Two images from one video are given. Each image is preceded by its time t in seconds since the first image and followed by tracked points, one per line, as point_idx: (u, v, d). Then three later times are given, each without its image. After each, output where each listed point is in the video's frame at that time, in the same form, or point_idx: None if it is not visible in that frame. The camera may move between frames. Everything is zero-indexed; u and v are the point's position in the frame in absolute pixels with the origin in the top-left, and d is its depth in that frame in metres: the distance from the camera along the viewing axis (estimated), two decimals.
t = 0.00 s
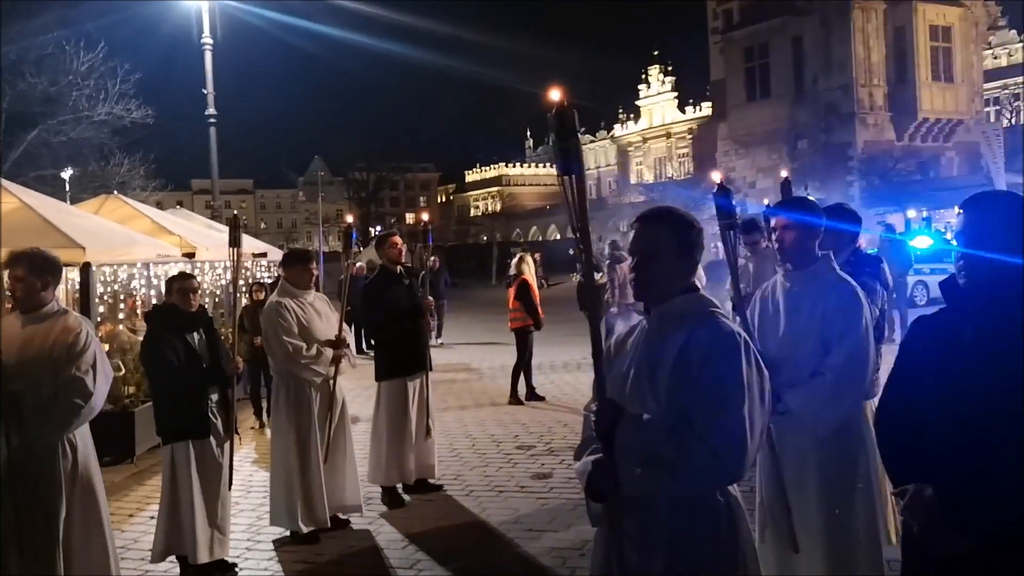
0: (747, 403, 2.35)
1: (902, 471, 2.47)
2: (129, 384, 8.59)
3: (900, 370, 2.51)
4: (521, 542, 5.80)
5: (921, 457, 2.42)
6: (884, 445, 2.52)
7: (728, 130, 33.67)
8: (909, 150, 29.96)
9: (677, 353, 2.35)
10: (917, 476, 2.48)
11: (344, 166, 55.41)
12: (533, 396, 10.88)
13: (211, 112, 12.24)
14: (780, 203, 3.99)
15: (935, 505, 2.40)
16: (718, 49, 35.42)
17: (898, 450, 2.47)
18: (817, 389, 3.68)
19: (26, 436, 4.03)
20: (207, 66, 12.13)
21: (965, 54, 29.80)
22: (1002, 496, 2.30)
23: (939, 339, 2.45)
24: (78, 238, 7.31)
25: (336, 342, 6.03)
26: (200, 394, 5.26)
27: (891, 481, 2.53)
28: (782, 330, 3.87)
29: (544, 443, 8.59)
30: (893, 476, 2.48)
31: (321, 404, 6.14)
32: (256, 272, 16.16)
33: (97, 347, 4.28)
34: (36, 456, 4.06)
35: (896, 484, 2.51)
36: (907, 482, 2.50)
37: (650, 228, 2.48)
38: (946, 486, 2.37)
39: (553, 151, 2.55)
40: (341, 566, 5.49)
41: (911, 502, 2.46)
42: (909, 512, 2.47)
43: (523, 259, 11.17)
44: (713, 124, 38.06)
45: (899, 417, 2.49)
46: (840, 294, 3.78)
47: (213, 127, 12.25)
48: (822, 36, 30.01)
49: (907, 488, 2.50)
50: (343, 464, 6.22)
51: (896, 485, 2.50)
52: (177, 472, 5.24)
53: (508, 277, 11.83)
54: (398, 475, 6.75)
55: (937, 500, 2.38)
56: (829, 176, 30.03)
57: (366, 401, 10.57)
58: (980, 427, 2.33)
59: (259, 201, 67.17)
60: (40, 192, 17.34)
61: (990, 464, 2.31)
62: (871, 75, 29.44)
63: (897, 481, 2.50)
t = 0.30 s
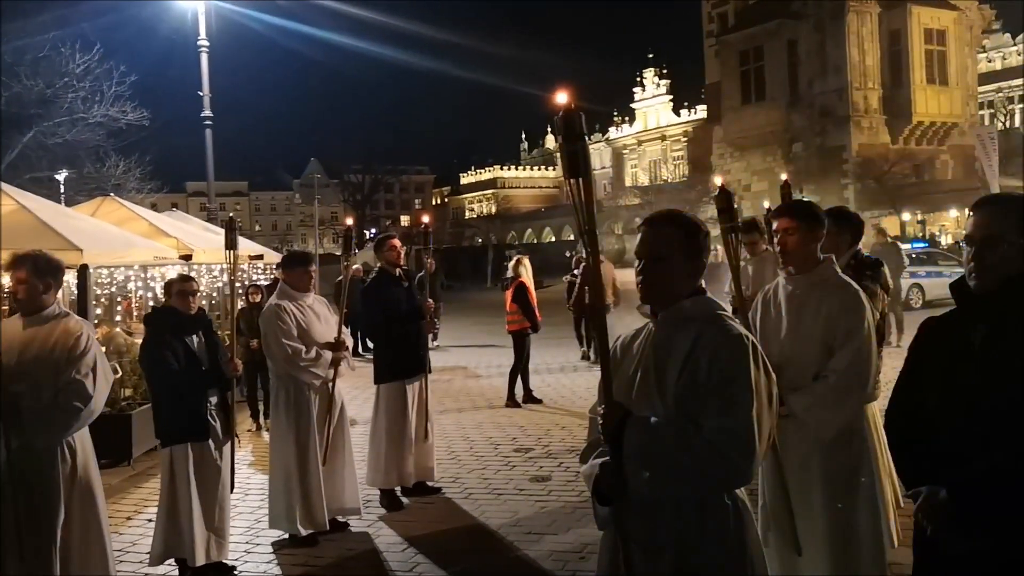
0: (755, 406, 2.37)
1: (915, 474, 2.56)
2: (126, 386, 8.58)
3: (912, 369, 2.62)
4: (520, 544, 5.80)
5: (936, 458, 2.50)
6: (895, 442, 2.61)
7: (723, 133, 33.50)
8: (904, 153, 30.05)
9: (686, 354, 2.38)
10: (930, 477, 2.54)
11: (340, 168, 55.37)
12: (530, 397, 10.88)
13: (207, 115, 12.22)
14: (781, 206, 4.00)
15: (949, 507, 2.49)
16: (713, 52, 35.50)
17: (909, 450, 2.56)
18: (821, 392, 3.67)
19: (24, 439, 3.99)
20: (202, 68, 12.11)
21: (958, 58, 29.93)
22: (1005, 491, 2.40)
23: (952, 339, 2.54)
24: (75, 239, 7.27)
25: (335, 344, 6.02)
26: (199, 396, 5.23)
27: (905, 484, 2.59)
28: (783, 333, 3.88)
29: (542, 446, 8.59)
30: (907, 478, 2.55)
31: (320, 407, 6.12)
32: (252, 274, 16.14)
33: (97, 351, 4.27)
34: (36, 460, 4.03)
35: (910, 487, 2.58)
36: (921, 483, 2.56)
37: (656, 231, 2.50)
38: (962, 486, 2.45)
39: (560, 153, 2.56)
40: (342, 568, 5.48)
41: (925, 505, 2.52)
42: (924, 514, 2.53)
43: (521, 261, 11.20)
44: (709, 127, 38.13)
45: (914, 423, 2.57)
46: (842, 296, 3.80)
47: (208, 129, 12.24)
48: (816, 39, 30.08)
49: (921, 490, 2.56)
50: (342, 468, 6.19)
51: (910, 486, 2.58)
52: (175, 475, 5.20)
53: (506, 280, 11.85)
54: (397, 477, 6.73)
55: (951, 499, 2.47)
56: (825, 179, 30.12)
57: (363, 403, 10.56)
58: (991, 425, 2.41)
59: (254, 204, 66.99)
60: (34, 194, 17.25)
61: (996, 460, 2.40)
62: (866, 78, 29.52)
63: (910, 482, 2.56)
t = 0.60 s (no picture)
0: (754, 409, 2.38)
1: (918, 476, 2.58)
2: (122, 392, 8.56)
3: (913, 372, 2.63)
4: (519, 549, 5.79)
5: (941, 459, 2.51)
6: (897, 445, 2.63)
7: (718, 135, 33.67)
8: (899, 155, 30.11)
9: (684, 356, 2.38)
10: (935, 478, 2.56)
11: (336, 172, 55.35)
12: (527, 401, 10.86)
13: (202, 120, 12.21)
14: (777, 208, 4.01)
15: (953, 509, 2.49)
16: (708, 55, 35.58)
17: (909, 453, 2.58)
18: (817, 394, 3.67)
19: (21, 445, 3.97)
20: (197, 74, 12.10)
21: (952, 60, 30.01)
22: (1003, 494, 2.42)
23: (954, 341, 2.55)
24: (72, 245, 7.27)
25: (332, 348, 6.01)
26: (196, 401, 5.22)
27: (910, 485, 2.62)
28: (780, 336, 3.88)
29: (540, 450, 8.57)
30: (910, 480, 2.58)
31: (316, 412, 6.10)
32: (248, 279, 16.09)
33: (93, 356, 4.27)
34: (34, 467, 4.02)
35: (915, 488, 2.60)
36: (925, 484, 2.59)
37: (654, 234, 2.51)
38: (965, 487, 2.47)
39: (556, 155, 2.56)
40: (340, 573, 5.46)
41: (930, 506, 2.55)
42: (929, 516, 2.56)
43: (517, 265, 11.20)
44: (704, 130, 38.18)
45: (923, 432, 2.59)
46: (838, 299, 3.80)
47: (204, 134, 12.22)
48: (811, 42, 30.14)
49: (924, 490, 2.58)
50: (339, 472, 6.17)
51: (915, 489, 2.61)
52: (172, 480, 5.18)
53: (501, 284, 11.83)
54: (394, 481, 6.72)
55: (956, 503, 2.48)
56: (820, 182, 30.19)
57: (361, 408, 10.53)
58: (996, 428, 2.42)
59: (250, 208, 66.96)
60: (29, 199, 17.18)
61: (997, 462, 2.42)
62: (861, 80, 29.58)
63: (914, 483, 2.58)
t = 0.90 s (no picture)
0: (747, 410, 2.39)
1: (919, 475, 2.58)
2: (115, 400, 8.53)
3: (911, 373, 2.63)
4: (515, 553, 5.78)
5: (939, 459, 2.51)
6: (899, 444, 2.63)
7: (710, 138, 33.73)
8: (890, 156, 30.24)
9: (677, 358, 2.39)
10: (933, 479, 2.56)
11: (329, 178, 55.31)
12: (522, 405, 10.86)
13: (195, 126, 12.19)
14: (768, 211, 4.02)
15: (953, 507, 2.49)
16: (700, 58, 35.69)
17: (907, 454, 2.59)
18: (810, 397, 3.68)
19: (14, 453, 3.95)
20: (189, 80, 12.09)
21: (942, 62, 30.19)
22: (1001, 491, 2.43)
23: (950, 341, 2.56)
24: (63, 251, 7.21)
25: (326, 354, 6.00)
26: (189, 408, 5.20)
27: (909, 485, 2.63)
28: (774, 338, 3.90)
29: (535, 454, 8.57)
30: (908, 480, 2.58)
31: (311, 418, 6.09)
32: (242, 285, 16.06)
33: (88, 364, 4.24)
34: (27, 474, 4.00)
35: (914, 487, 2.60)
36: (924, 485, 2.60)
37: (645, 236, 2.52)
38: (964, 486, 2.47)
39: (547, 160, 2.57)
40: None
41: (929, 505, 2.55)
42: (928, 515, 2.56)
43: (510, 269, 11.23)
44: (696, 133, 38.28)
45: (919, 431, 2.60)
46: (832, 300, 3.82)
47: (196, 140, 12.20)
48: (802, 44, 30.25)
49: (923, 490, 2.59)
50: (334, 478, 6.15)
51: (915, 489, 2.62)
52: (166, 487, 5.16)
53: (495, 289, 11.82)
54: (389, 487, 6.70)
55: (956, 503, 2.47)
56: (812, 184, 30.27)
57: (355, 414, 10.52)
58: (995, 424, 2.43)
59: (242, 214, 66.89)
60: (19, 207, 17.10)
61: (996, 459, 2.43)
62: (852, 83, 29.69)
63: (913, 484, 2.58)
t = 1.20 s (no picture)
0: (739, 417, 2.41)
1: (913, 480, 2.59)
2: (108, 407, 8.50)
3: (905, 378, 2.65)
4: (509, 560, 5.77)
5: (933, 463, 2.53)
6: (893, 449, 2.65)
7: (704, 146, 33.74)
8: (883, 164, 30.37)
9: (669, 365, 2.42)
10: (928, 484, 2.58)
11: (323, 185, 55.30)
12: (516, 412, 10.86)
13: (188, 133, 12.19)
14: (760, 218, 4.04)
15: (948, 512, 2.50)
16: (694, 65, 35.80)
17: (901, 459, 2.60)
18: (802, 403, 3.69)
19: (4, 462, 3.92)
20: (184, 87, 12.10)
21: (935, 69, 30.34)
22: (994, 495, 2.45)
23: (943, 346, 2.58)
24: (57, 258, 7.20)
25: (321, 361, 6.01)
26: (183, 416, 5.18)
27: (905, 490, 2.64)
28: (766, 345, 3.92)
29: (529, 461, 8.57)
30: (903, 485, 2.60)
31: (305, 425, 6.08)
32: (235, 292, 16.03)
33: (80, 372, 4.24)
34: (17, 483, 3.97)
35: (910, 492, 2.62)
36: (919, 490, 2.62)
37: (637, 243, 2.55)
38: (958, 491, 2.49)
39: (540, 168, 2.59)
40: None
41: (924, 510, 2.56)
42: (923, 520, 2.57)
43: (505, 277, 11.25)
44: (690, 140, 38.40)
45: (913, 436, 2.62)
46: (824, 307, 3.84)
47: (190, 147, 12.20)
48: (795, 52, 30.36)
49: (918, 496, 2.61)
50: (328, 485, 6.14)
51: (910, 494, 2.63)
52: (159, 495, 5.14)
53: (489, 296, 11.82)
54: (383, 494, 6.69)
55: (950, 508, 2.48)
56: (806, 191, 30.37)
57: (350, 421, 10.51)
58: (987, 428, 2.45)
59: (236, 221, 66.80)
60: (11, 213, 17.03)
61: (989, 463, 2.44)
62: (845, 90, 29.84)
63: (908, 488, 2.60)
